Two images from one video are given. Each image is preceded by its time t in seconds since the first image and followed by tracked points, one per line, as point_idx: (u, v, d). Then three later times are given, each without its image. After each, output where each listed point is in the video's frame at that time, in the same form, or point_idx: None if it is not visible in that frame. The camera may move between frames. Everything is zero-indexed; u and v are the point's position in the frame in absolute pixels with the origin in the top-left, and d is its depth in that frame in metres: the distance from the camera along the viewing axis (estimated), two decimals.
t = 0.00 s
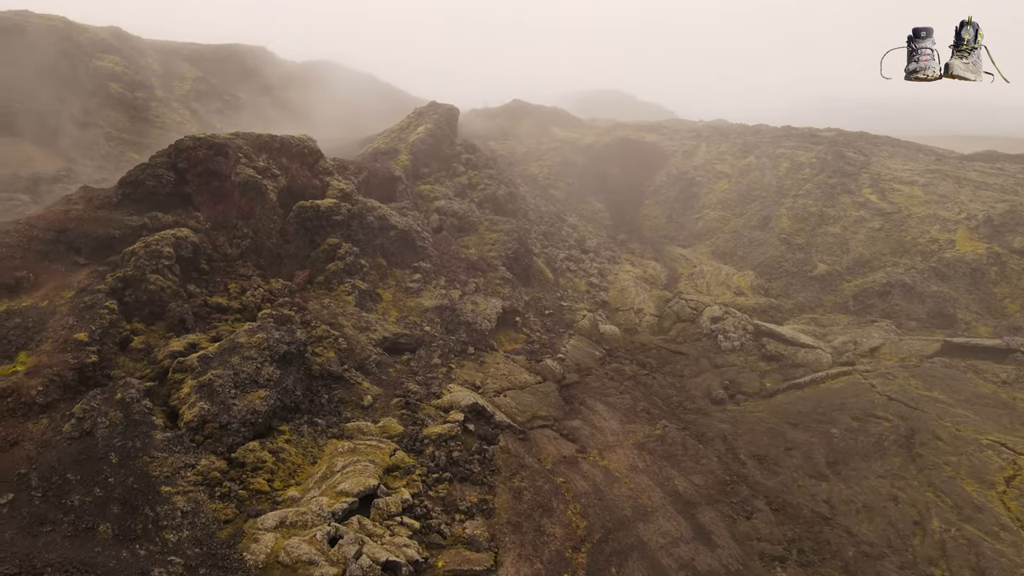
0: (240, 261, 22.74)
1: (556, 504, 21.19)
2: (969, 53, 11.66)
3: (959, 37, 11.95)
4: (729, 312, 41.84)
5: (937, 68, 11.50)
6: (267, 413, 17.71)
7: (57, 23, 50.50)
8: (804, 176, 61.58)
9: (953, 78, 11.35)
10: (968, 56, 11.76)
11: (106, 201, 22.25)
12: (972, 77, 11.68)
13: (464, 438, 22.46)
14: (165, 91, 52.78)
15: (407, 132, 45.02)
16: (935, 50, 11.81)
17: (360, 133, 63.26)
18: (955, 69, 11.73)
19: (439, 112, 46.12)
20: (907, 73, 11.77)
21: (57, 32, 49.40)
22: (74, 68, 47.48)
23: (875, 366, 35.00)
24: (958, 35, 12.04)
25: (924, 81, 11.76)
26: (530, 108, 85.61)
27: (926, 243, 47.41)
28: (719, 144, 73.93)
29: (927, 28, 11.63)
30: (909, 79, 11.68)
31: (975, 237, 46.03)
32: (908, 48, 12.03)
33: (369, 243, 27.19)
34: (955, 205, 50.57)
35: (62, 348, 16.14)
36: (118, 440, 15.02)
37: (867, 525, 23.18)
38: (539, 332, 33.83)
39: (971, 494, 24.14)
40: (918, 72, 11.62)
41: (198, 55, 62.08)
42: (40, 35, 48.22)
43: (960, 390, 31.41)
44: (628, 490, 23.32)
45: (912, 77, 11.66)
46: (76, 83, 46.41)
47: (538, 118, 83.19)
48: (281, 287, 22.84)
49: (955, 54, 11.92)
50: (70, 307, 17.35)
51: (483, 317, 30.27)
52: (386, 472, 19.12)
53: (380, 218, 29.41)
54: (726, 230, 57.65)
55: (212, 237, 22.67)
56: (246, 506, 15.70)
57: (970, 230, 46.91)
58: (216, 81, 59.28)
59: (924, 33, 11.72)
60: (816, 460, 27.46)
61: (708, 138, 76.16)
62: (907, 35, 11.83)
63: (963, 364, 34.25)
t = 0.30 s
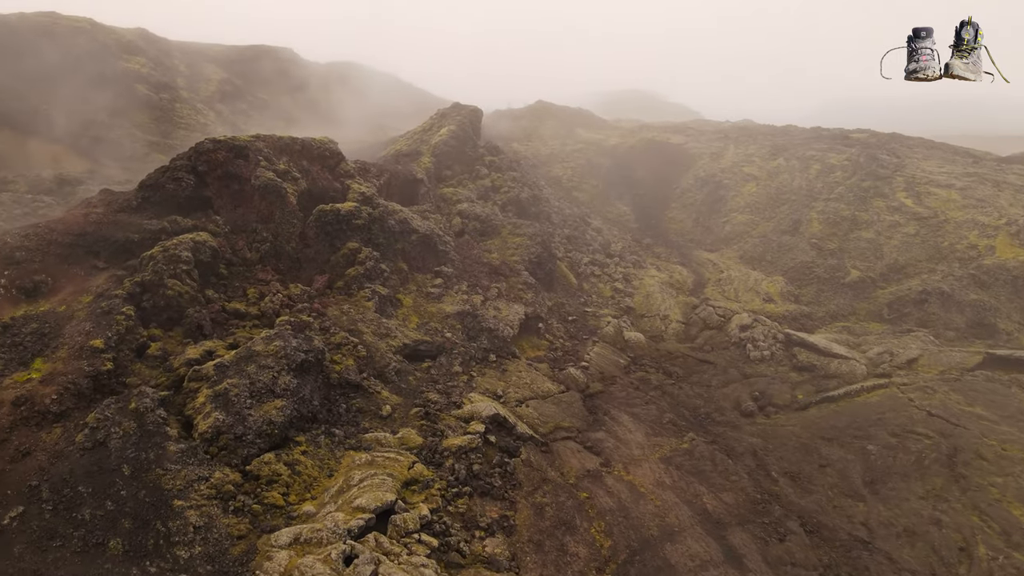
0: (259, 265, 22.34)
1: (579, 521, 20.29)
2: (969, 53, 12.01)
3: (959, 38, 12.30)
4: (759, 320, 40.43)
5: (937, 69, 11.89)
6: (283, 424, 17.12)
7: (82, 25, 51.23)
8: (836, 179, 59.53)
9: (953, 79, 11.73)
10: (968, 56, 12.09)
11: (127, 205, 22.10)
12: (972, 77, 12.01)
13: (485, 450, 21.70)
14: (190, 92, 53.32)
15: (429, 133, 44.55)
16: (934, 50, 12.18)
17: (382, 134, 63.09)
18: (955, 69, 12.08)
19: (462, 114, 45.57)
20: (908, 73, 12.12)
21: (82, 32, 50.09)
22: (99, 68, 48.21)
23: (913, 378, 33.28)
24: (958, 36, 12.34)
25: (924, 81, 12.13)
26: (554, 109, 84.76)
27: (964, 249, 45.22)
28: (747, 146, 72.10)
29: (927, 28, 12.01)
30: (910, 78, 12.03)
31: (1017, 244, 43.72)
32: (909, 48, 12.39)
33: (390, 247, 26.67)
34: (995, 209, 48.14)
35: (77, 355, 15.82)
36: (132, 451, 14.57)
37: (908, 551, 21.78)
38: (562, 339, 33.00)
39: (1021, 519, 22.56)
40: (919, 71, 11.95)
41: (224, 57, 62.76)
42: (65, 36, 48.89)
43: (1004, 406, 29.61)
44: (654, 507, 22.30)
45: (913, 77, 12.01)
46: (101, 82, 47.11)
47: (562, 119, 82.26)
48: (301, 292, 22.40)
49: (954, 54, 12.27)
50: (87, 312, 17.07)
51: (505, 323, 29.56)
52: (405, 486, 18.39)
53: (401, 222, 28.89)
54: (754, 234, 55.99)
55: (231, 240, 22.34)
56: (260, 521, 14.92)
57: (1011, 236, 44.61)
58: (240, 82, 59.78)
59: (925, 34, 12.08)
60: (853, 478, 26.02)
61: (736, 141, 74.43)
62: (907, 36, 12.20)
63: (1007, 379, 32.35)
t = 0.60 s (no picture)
0: (281, 271, 21.87)
1: (607, 543, 19.28)
2: (969, 53, 11.27)
3: (959, 38, 11.55)
4: (794, 330, 38.74)
5: (937, 68, 11.16)
6: (302, 438, 16.45)
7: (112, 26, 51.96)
8: (873, 183, 57.05)
9: (953, 79, 10.97)
10: (968, 56, 11.37)
11: (149, 209, 21.86)
12: (972, 77, 11.27)
13: (509, 466, 20.80)
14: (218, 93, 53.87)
15: (455, 136, 43.90)
16: (935, 50, 11.50)
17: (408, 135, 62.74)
18: (955, 70, 11.33)
19: (488, 116, 44.82)
20: (906, 74, 11.43)
21: (112, 34, 50.85)
22: (128, 71, 49.06)
23: (961, 394, 31.28)
24: (957, 35, 11.65)
25: (924, 82, 11.42)
26: (581, 110, 83.54)
27: (1011, 257, 42.60)
28: (780, 149, 69.80)
29: (927, 27, 11.32)
30: (908, 79, 11.34)
31: None
32: (908, 49, 11.71)
33: (414, 253, 26.00)
34: None
35: (94, 363, 15.45)
36: (146, 465, 14.04)
37: None
38: (589, 348, 31.96)
39: None
40: (917, 72, 11.27)
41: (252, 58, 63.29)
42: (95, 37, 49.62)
43: None
44: (685, 528, 21.20)
45: (912, 77, 11.32)
46: (131, 85, 47.91)
47: (590, 120, 80.96)
48: (322, 299, 21.84)
49: (955, 54, 11.54)
50: (106, 319, 16.76)
51: (531, 331, 28.68)
52: (426, 504, 17.53)
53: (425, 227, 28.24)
54: (788, 239, 53.95)
55: (253, 246, 21.92)
56: (275, 540, 14.14)
57: None
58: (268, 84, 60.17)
59: (924, 33, 11.39)
60: (898, 502, 24.43)
61: (769, 143, 72.14)
62: (906, 36, 11.52)
63: None
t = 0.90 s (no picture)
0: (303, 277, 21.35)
1: (636, 568, 18.19)
2: (969, 53, 11.22)
3: (959, 37, 11.50)
4: (832, 342, 37.00)
5: (937, 69, 11.08)
6: (320, 453, 15.73)
7: (143, 30, 52.73)
8: (913, 186, 54.56)
9: (953, 79, 10.90)
10: (968, 56, 11.33)
11: (172, 213, 21.60)
12: (972, 77, 11.24)
13: (534, 483, 19.86)
14: (246, 95, 54.25)
15: (482, 138, 43.16)
16: (935, 50, 11.44)
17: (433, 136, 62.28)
18: (955, 70, 11.30)
19: (515, 117, 43.99)
20: (906, 74, 11.35)
21: (143, 37, 51.65)
22: (158, 75, 49.80)
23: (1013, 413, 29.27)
24: (957, 35, 11.63)
25: (924, 82, 11.36)
26: (609, 111, 82.20)
27: None
28: (815, 151, 67.43)
29: (927, 27, 11.20)
30: (908, 79, 11.29)
31: None
32: (908, 49, 11.63)
33: (438, 259, 25.32)
34: None
35: (111, 373, 15.05)
36: (160, 481, 13.47)
37: None
38: (618, 357, 30.86)
39: None
40: (917, 72, 11.19)
41: (280, 59, 63.67)
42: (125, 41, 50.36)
43: None
44: (718, 553, 20.04)
45: (911, 78, 11.27)
46: (161, 88, 48.49)
47: (618, 122, 79.48)
48: (344, 306, 21.26)
49: (955, 54, 11.49)
50: (125, 327, 16.41)
51: (557, 341, 27.78)
52: (448, 524, 16.61)
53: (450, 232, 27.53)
54: (824, 245, 51.83)
55: (274, 251, 21.47)
56: (291, 562, 13.34)
57: None
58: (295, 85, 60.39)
59: (925, 32, 11.27)
60: (947, 529, 22.79)
61: (804, 145, 69.77)
62: (906, 35, 11.43)
63: None
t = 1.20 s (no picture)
0: (323, 284, 20.81)
1: None
2: (969, 53, 11.63)
3: (960, 37, 11.92)
4: (871, 354, 35.13)
5: (937, 68, 11.48)
6: (337, 471, 14.98)
7: (170, 34, 53.26)
8: (955, 190, 52.06)
9: (953, 79, 11.29)
10: (968, 56, 11.74)
11: (193, 219, 21.30)
12: (972, 77, 11.63)
13: (559, 503, 18.86)
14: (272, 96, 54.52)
15: (508, 140, 42.36)
16: (936, 50, 11.80)
17: (458, 138, 61.71)
18: (955, 70, 11.71)
19: (542, 119, 43.12)
20: (907, 73, 11.76)
21: (173, 41, 52.51)
22: (186, 77, 50.33)
23: None
24: (957, 35, 12.06)
25: (924, 81, 11.73)
26: (636, 112, 80.79)
27: None
28: (851, 154, 65.05)
29: (927, 27, 11.60)
30: (908, 79, 11.68)
31: None
32: (908, 49, 12.04)
33: (462, 266, 24.62)
34: None
35: (126, 385, 14.62)
36: (173, 498, 12.87)
37: None
38: (646, 368, 29.76)
39: None
40: (917, 72, 11.58)
41: (306, 60, 63.76)
42: (152, 45, 50.84)
43: None
44: None
45: (912, 77, 11.66)
46: (188, 92, 48.84)
47: (646, 124, 77.94)
48: (365, 314, 20.66)
49: (955, 54, 11.91)
50: (142, 335, 16.03)
51: (584, 351, 26.87)
52: (469, 547, 15.64)
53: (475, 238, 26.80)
54: (861, 251, 49.70)
55: (295, 258, 20.98)
56: None
57: None
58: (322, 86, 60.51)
59: (925, 33, 11.68)
60: (1000, 561, 21.11)
61: (838, 148, 67.45)
62: (907, 36, 11.84)
63: None
